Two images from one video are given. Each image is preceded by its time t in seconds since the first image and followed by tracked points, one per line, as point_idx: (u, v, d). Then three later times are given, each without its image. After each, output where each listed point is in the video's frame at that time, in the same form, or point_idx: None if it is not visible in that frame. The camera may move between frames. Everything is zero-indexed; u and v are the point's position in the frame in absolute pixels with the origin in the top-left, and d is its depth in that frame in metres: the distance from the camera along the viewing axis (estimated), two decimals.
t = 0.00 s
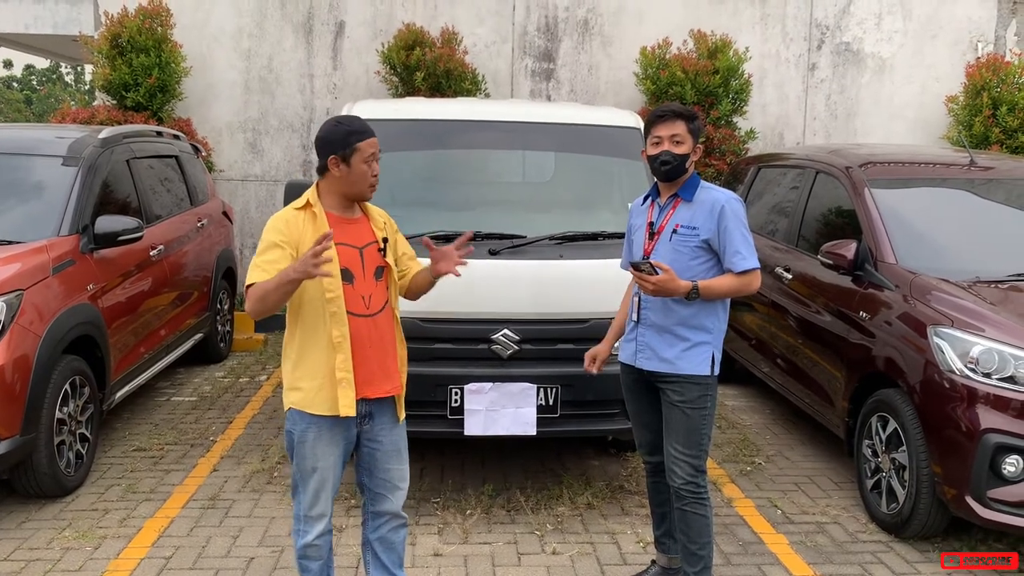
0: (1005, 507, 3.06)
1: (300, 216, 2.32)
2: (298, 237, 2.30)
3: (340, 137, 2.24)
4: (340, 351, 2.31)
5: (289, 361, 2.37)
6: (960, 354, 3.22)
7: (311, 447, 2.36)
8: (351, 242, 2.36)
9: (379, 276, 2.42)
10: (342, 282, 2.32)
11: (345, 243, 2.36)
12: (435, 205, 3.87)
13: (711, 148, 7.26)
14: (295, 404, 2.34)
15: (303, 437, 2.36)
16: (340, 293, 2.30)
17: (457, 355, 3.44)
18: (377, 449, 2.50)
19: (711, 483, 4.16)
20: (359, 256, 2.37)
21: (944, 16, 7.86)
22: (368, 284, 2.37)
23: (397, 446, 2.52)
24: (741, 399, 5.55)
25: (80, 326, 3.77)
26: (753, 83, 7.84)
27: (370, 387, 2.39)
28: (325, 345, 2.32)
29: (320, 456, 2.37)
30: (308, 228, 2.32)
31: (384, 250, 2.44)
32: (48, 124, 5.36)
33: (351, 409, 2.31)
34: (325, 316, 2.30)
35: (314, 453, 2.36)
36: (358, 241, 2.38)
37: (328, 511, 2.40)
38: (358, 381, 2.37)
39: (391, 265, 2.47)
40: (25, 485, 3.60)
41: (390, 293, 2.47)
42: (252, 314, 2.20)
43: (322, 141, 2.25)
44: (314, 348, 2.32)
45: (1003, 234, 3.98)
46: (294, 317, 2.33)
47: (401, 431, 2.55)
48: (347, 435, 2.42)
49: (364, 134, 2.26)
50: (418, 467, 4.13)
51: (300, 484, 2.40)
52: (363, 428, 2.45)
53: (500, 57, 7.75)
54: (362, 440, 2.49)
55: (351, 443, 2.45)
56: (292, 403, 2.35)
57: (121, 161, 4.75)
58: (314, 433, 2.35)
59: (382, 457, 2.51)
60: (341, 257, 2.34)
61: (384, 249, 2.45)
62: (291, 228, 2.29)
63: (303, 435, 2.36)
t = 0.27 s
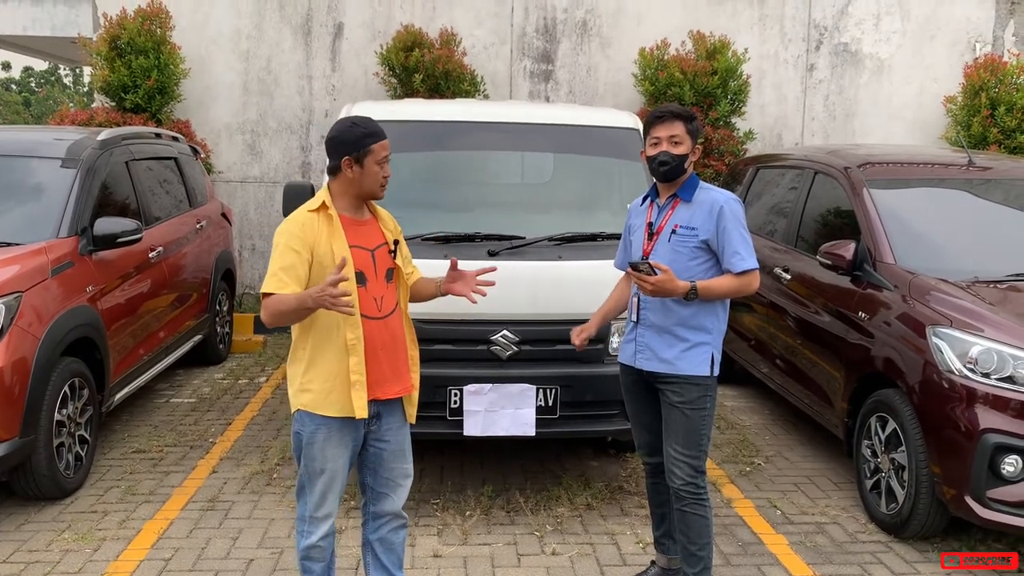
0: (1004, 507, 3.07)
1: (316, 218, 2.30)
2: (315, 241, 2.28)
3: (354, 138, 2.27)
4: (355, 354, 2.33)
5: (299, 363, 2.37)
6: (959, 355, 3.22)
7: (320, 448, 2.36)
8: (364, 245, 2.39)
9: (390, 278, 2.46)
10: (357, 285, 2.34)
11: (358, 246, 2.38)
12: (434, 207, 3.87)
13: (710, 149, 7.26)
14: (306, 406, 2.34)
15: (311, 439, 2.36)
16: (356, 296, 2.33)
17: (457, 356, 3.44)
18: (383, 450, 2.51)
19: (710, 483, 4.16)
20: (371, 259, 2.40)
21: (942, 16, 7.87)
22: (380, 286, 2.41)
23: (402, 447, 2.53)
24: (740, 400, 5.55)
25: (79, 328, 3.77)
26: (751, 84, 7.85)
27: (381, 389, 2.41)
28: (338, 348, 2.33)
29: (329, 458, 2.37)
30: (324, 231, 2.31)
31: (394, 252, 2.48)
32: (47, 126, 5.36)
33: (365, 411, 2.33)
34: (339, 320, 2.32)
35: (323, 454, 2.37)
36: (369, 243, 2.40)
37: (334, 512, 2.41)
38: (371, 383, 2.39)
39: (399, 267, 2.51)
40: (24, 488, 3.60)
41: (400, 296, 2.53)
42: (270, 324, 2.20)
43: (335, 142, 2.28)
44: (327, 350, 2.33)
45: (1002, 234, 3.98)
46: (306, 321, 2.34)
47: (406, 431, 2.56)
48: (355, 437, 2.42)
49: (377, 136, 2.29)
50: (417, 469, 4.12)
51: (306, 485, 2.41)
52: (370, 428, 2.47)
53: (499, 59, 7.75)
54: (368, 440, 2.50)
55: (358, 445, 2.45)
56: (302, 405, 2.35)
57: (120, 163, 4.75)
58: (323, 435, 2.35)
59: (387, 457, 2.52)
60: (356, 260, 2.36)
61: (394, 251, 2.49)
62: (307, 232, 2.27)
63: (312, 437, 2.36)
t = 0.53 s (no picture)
0: (1003, 507, 3.07)
1: (321, 219, 2.30)
2: (320, 241, 2.28)
3: (355, 137, 2.28)
4: (358, 354, 2.33)
5: (304, 363, 2.37)
6: (957, 355, 3.22)
7: (322, 449, 2.36)
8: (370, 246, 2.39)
9: (395, 279, 2.45)
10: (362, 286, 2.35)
11: (363, 246, 2.38)
12: (433, 208, 3.87)
13: (708, 150, 7.27)
14: (309, 406, 2.34)
15: (314, 439, 2.36)
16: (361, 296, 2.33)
17: (455, 358, 3.44)
18: (385, 451, 2.51)
19: (710, 484, 4.15)
20: (376, 260, 2.40)
21: (940, 17, 7.87)
22: (385, 287, 2.41)
23: (404, 448, 2.53)
24: (740, 401, 5.55)
25: (78, 330, 3.77)
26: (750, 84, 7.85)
27: (384, 390, 2.41)
28: (343, 349, 2.33)
29: (331, 458, 2.37)
30: (330, 231, 2.31)
31: (399, 253, 2.48)
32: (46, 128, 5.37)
33: (369, 411, 2.33)
34: (344, 320, 2.32)
35: (325, 455, 2.37)
36: (375, 244, 2.41)
37: (334, 513, 2.40)
38: (374, 384, 2.39)
39: (404, 268, 2.51)
40: (23, 490, 3.60)
41: (404, 298, 2.52)
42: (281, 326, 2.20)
43: (338, 142, 2.29)
44: (331, 351, 2.33)
45: (1000, 234, 3.99)
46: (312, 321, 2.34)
47: (409, 433, 2.56)
48: (357, 438, 2.42)
49: (378, 135, 2.30)
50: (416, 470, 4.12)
51: (308, 485, 2.41)
52: (372, 429, 2.47)
53: (498, 60, 7.76)
54: (370, 441, 2.50)
55: (360, 446, 2.46)
56: (306, 405, 2.35)
57: (119, 164, 4.75)
58: (325, 435, 2.36)
59: (389, 459, 2.52)
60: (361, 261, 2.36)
61: (399, 252, 2.48)
62: (313, 233, 2.27)
63: (314, 437, 2.36)
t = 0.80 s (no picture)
0: (1002, 507, 3.07)
1: (321, 221, 2.31)
2: (320, 243, 2.29)
3: (354, 138, 2.29)
4: (360, 355, 2.33)
5: (307, 364, 2.39)
6: (956, 355, 3.23)
7: (325, 449, 2.37)
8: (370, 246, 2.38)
9: (397, 280, 2.45)
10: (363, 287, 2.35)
11: (364, 247, 2.38)
12: (432, 209, 3.87)
13: (707, 151, 7.28)
14: (312, 406, 2.35)
15: (316, 440, 2.37)
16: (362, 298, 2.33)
17: (455, 359, 3.45)
18: (388, 452, 2.51)
19: (709, 484, 4.16)
20: (378, 261, 2.40)
21: (938, 17, 7.88)
22: (387, 287, 2.41)
23: (408, 449, 2.53)
24: (739, 401, 5.55)
25: (77, 332, 3.77)
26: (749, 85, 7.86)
27: (387, 391, 2.41)
28: (345, 349, 2.34)
29: (333, 458, 2.38)
30: (330, 233, 2.32)
31: (401, 255, 2.49)
32: (45, 130, 5.37)
33: (371, 412, 2.33)
34: (345, 320, 2.33)
35: (327, 455, 2.37)
36: (377, 245, 2.41)
37: (336, 513, 2.41)
38: (376, 384, 2.39)
39: (406, 269, 2.51)
40: (23, 492, 3.60)
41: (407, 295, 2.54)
42: (281, 326, 2.21)
43: (337, 143, 2.30)
44: (334, 351, 2.34)
45: (998, 234, 3.99)
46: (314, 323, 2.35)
47: (412, 434, 2.56)
48: (360, 439, 2.43)
49: (378, 136, 2.30)
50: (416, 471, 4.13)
51: (310, 485, 2.41)
52: (376, 430, 2.47)
53: (496, 61, 7.76)
54: (374, 441, 2.51)
55: (363, 446, 2.46)
56: (309, 406, 2.36)
57: (118, 166, 4.75)
58: (328, 436, 2.36)
59: (393, 459, 2.52)
60: (361, 262, 2.36)
61: (401, 253, 2.49)
62: (313, 235, 2.28)
63: (317, 438, 2.37)
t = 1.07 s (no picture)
0: (1001, 507, 3.07)
1: (323, 222, 2.31)
2: (321, 245, 2.30)
3: (352, 140, 2.29)
4: (362, 356, 2.33)
5: (309, 365, 2.39)
6: (955, 354, 3.23)
7: (327, 449, 2.37)
8: (371, 247, 2.39)
9: (399, 280, 2.46)
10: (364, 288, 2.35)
11: (365, 249, 2.38)
12: (431, 210, 3.87)
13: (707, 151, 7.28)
14: (315, 407, 2.35)
15: (318, 440, 2.37)
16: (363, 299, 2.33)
17: (454, 359, 3.45)
18: (389, 451, 2.51)
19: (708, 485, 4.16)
20: (379, 261, 2.40)
21: (937, 17, 7.89)
22: (388, 288, 2.41)
23: (409, 449, 2.54)
24: (738, 401, 5.55)
25: (77, 333, 3.78)
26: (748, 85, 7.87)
27: (389, 392, 2.41)
28: (347, 350, 2.34)
29: (336, 458, 2.38)
30: (331, 234, 2.32)
31: (403, 255, 2.49)
32: (44, 131, 5.37)
33: (374, 412, 2.33)
34: (347, 321, 2.34)
35: (330, 455, 2.37)
36: (378, 246, 2.41)
37: (338, 512, 2.41)
38: (378, 385, 2.39)
39: (408, 270, 2.51)
40: (23, 493, 3.60)
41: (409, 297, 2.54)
42: (280, 328, 2.23)
43: (337, 144, 2.30)
44: (337, 353, 2.35)
45: (996, 234, 4.00)
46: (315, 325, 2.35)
47: (414, 434, 2.57)
48: (362, 439, 2.43)
49: (377, 137, 2.30)
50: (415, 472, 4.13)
51: (312, 485, 2.41)
52: (378, 430, 2.47)
53: (496, 61, 7.77)
54: (376, 441, 2.51)
55: (365, 446, 2.46)
56: (312, 407, 2.36)
57: (117, 167, 4.75)
58: (330, 436, 2.36)
59: (394, 459, 2.52)
60: (363, 263, 2.37)
61: (402, 254, 2.49)
62: (314, 237, 2.28)
63: (319, 438, 2.37)
